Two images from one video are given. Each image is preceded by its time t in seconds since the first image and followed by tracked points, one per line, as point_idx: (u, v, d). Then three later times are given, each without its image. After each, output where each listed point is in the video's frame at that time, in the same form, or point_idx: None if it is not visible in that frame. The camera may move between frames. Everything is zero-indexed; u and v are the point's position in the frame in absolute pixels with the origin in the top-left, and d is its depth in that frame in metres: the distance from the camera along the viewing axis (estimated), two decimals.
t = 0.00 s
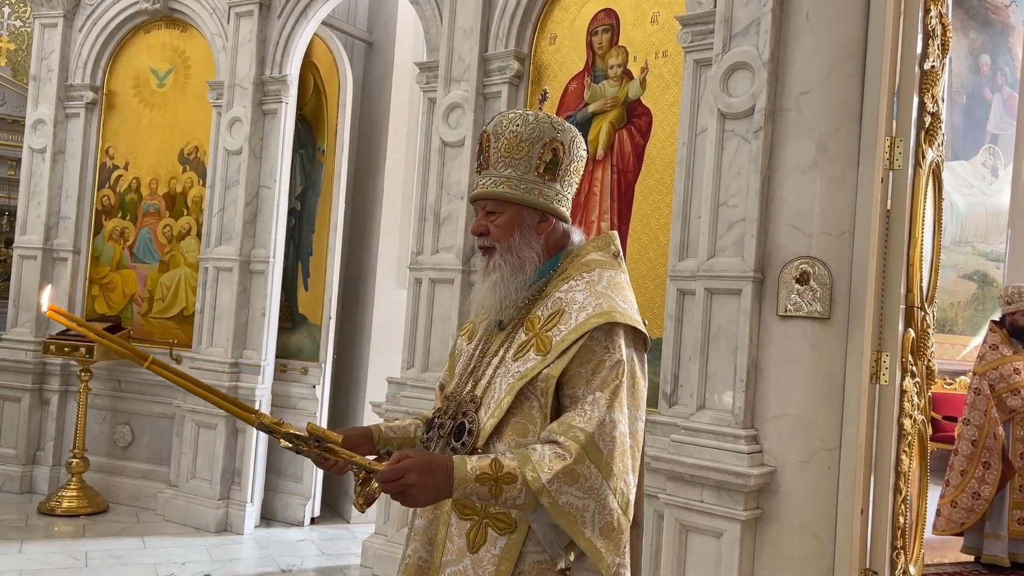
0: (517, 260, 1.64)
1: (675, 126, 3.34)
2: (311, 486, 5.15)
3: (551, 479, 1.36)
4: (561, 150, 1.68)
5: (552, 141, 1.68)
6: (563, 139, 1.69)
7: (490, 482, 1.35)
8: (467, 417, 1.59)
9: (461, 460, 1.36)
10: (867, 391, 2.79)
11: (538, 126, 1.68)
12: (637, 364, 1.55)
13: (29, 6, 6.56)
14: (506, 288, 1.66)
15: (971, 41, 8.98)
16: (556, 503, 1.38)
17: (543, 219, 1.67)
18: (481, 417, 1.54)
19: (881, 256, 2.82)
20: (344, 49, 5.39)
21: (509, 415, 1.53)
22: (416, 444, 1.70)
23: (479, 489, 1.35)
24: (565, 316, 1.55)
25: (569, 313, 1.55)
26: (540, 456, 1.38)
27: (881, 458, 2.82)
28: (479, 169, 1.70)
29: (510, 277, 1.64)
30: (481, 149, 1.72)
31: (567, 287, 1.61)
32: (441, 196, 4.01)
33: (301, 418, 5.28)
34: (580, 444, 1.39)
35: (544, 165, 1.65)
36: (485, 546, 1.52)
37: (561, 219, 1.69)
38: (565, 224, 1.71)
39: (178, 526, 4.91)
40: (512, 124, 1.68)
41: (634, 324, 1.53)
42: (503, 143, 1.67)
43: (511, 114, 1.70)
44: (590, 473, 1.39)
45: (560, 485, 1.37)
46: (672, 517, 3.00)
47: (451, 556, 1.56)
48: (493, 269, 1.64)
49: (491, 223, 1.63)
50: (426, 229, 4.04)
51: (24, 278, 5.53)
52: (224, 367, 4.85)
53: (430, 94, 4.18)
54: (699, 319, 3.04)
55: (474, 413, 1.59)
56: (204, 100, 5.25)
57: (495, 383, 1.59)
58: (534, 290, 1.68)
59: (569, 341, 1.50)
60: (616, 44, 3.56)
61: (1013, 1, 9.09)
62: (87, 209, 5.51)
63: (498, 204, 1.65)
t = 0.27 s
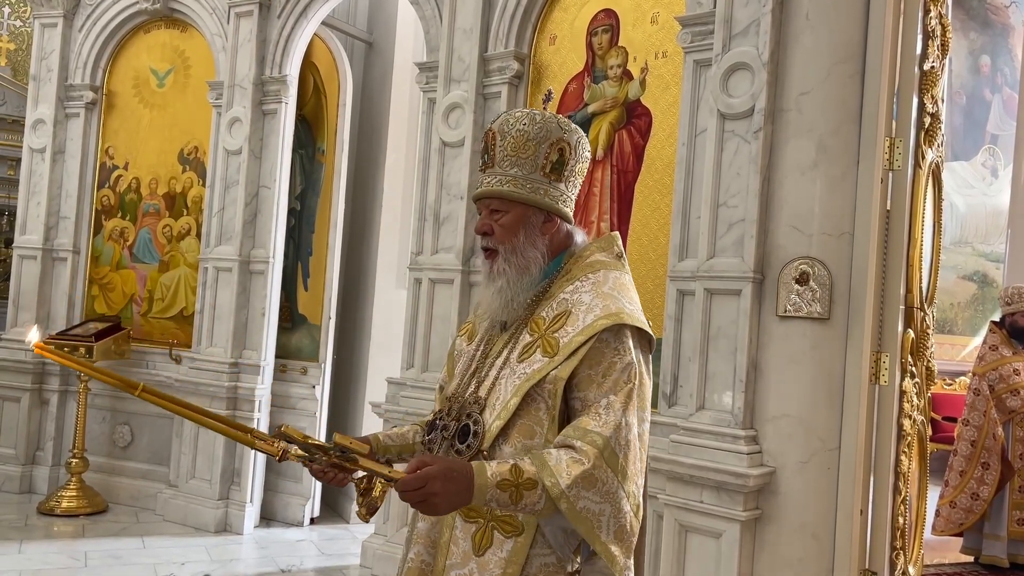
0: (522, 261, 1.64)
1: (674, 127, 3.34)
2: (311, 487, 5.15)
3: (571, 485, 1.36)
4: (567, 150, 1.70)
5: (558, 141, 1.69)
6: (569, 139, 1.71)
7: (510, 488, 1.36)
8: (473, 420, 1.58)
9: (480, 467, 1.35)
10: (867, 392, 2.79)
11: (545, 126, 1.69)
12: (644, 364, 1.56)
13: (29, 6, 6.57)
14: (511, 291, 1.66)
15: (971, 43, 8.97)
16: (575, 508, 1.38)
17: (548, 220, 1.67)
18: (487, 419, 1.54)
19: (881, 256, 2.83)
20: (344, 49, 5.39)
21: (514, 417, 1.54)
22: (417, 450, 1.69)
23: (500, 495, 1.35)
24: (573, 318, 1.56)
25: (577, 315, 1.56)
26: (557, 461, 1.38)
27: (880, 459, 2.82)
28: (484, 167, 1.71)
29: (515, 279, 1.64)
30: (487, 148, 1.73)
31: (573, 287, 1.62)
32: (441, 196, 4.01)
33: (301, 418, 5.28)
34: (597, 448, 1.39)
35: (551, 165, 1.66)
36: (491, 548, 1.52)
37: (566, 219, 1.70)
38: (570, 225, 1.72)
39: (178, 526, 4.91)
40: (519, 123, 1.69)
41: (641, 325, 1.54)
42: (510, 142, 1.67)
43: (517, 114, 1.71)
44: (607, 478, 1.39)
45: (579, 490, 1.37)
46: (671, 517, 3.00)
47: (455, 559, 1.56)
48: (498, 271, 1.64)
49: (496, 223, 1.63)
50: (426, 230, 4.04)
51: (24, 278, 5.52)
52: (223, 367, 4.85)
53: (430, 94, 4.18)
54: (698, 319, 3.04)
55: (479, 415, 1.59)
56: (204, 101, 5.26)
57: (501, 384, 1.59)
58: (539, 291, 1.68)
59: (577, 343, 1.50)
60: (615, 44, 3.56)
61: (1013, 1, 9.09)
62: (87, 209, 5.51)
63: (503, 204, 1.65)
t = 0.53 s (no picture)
0: (529, 260, 1.64)
1: (674, 127, 3.34)
2: (311, 487, 5.15)
3: (592, 487, 1.36)
4: (574, 150, 1.71)
5: (567, 141, 1.70)
6: (577, 139, 1.73)
7: (532, 490, 1.35)
8: (478, 420, 1.57)
9: (502, 470, 1.34)
10: (866, 392, 2.79)
11: (554, 125, 1.70)
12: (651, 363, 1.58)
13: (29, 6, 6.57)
14: (517, 291, 1.66)
15: (971, 43, 8.99)
16: (594, 510, 1.37)
17: (555, 219, 1.68)
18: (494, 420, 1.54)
19: (881, 257, 2.83)
20: (344, 49, 5.39)
21: (522, 418, 1.54)
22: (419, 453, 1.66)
23: (521, 498, 1.34)
24: (582, 318, 1.57)
25: (585, 315, 1.57)
26: (574, 462, 1.38)
27: (880, 459, 2.82)
28: (490, 165, 1.71)
29: (521, 279, 1.64)
30: (493, 146, 1.73)
31: (580, 288, 1.64)
32: (441, 197, 4.01)
33: (301, 418, 5.28)
34: (615, 449, 1.39)
35: (559, 164, 1.67)
36: (500, 551, 1.53)
37: (572, 220, 1.71)
38: (575, 225, 1.74)
39: (177, 527, 4.91)
40: (528, 121, 1.70)
41: (649, 326, 1.56)
42: (519, 140, 1.68)
43: (525, 112, 1.72)
44: (625, 480, 1.40)
45: (599, 492, 1.37)
46: (671, 518, 3.00)
47: (461, 562, 1.56)
48: (504, 271, 1.64)
49: (503, 220, 1.64)
50: (425, 230, 4.04)
51: (23, 278, 5.52)
52: (223, 368, 4.86)
53: (429, 94, 4.18)
54: (698, 320, 3.04)
55: (484, 416, 1.58)
56: (204, 101, 5.26)
57: (507, 384, 1.59)
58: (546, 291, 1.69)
59: (588, 343, 1.52)
60: (615, 44, 3.56)
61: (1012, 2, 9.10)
62: (87, 209, 5.51)
63: (511, 201, 1.65)
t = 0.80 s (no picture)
0: (536, 260, 1.64)
1: (673, 128, 3.34)
2: (311, 487, 5.15)
3: (605, 485, 1.38)
4: (583, 152, 1.72)
5: (576, 143, 1.71)
6: (585, 142, 1.73)
7: (548, 484, 1.35)
8: (486, 423, 1.57)
9: (519, 461, 1.34)
10: (866, 393, 2.79)
11: (564, 127, 1.70)
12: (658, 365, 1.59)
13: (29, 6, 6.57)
14: (522, 291, 1.66)
15: (970, 43, 9.02)
16: (606, 508, 1.39)
17: (562, 221, 1.69)
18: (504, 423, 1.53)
19: (880, 258, 2.83)
20: (343, 50, 5.39)
21: (531, 420, 1.54)
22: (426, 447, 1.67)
23: (537, 491, 1.34)
24: (590, 319, 1.58)
25: (593, 316, 1.58)
26: (588, 459, 1.39)
27: (879, 460, 2.82)
28: (497, 165, 1.71)
29: (527, 279, 1.64)
30: (501, 145, 1.73)
31: (586, 289, 1.64)
32: (440, 197, 4.01)
33: (300, 419, 5.27)
34: (629, 448, 1.41)
35: (567, 166, 1.68)
36: (510, 554, 1.54)
37: (578, 221, 1.72)
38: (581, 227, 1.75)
39: (177, 527, 4.90)
40: (538, 121, 1.70)
41: (656, 328, 1.56)
42: (528, 140, 1.68)
43: (533, 113, 1.72)
44: (637, 479, 1.41)
45: (611, 490, 1.39)
46: (670, 519, 3.00)
47: (470, 564, 1.56)
48: (509, 270, 1.64)
49: (510, 220, 1.64)
50: (424, 230, 4.04)
51: (23, 278, 5.53)
52: (222, 368, 4.86)
53: (429, 95, 4.18)
54: (697, 320, 3.04)
55: (493, 418, 1.57)
56: (204, 101, 5.26)
57: (515, 385, 1.59)
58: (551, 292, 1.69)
59: (598, 345, 1.52)
60: (615, 45, 3.56)
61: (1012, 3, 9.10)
62: (86, 209, 5.51)
63: (518, 201, 1.66)
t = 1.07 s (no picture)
0: (532, 257, 1.64)
1: (673, 128, 3.35)
2: (310, 488, 5.15)
3: (605, 472, 1.39)
4: (579, 154, 1.74)
5: (572, 144, 1.73)
6: (581, 143, 1.76)
7: (551, 465, 1.36)
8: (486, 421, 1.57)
9: (525, 439, 1.35)
10: (865, 392, 2.79)
11: (561, 128, 1.73)
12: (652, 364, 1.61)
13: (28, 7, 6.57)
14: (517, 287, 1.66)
15: (969, 44, 9.04)
16: (603, 496, 1.40)
17: (558, 220, 1.71)
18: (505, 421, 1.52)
19: (879, 258, 2.83)
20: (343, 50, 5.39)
21: (531, 418, 1.53)
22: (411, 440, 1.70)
23: (539, 472, 1.35)
24: (587, 318, 1.59)
25: (591, 315, 1.59)
26: (590, 445, 1.41)
27: (878, 460, 2.82)
28: (494, 162, 1.72)
29: (522, 276, 1.64)
30: (498, 143, 1.73)
31: (581, 288, 1.66)
32: (439, 198, 4.01)
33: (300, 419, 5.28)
34: (630, 439, 1.43)
35: (564, 166, 1.71)
36: (511, 550, 1.55)
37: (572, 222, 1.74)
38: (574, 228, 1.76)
39: (176, 527, 4.91)
40: (536, 122, 1.72)
41: (651, 328, 1.59)
42: (526, 140, 1.69)
43: (532, 113, 1.74)
44: (636, 470, 1.42)
45: (609, 477, 1.39)
46: (670, 519, 3.00)
47: (470, 563, 1.56)
48: (504, 266, 1.63)
49: (507, 217, 1.64)
50: (424, 231, 4.04)
51: (22, 279, 5.53)
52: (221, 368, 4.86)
53: (428, 95, 4.18)
54: (696, 320, 3.04)
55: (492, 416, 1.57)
56: (204, 102, 5.26)
57: (513, 383, 1.58)
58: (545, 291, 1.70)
59: (597, 343, 1.54)
60: (614, 45, 3.56)
61: (1011, 4, 9.10)
62: (86, 209, 5.51)
63: (516, 198, 1.66)
